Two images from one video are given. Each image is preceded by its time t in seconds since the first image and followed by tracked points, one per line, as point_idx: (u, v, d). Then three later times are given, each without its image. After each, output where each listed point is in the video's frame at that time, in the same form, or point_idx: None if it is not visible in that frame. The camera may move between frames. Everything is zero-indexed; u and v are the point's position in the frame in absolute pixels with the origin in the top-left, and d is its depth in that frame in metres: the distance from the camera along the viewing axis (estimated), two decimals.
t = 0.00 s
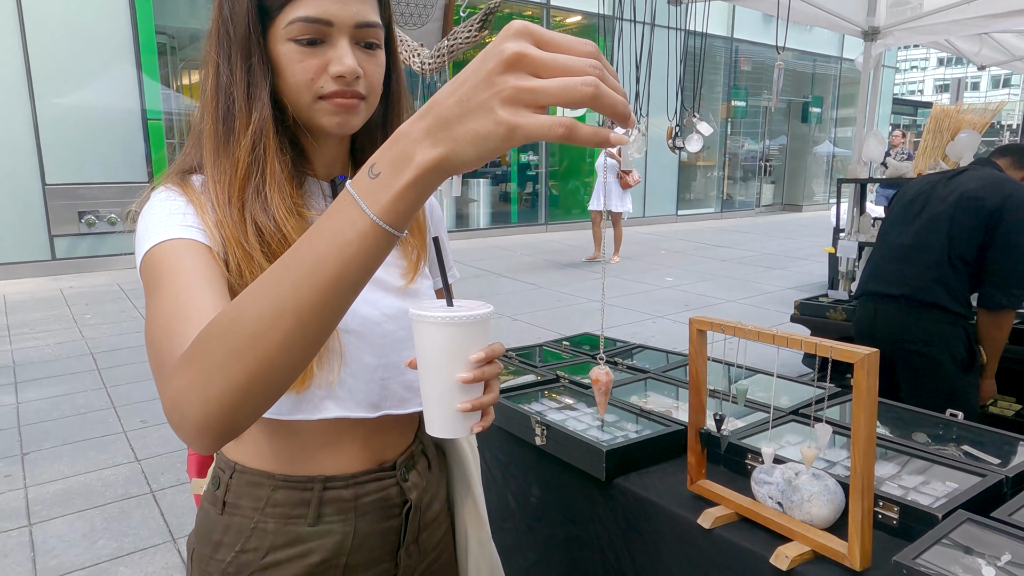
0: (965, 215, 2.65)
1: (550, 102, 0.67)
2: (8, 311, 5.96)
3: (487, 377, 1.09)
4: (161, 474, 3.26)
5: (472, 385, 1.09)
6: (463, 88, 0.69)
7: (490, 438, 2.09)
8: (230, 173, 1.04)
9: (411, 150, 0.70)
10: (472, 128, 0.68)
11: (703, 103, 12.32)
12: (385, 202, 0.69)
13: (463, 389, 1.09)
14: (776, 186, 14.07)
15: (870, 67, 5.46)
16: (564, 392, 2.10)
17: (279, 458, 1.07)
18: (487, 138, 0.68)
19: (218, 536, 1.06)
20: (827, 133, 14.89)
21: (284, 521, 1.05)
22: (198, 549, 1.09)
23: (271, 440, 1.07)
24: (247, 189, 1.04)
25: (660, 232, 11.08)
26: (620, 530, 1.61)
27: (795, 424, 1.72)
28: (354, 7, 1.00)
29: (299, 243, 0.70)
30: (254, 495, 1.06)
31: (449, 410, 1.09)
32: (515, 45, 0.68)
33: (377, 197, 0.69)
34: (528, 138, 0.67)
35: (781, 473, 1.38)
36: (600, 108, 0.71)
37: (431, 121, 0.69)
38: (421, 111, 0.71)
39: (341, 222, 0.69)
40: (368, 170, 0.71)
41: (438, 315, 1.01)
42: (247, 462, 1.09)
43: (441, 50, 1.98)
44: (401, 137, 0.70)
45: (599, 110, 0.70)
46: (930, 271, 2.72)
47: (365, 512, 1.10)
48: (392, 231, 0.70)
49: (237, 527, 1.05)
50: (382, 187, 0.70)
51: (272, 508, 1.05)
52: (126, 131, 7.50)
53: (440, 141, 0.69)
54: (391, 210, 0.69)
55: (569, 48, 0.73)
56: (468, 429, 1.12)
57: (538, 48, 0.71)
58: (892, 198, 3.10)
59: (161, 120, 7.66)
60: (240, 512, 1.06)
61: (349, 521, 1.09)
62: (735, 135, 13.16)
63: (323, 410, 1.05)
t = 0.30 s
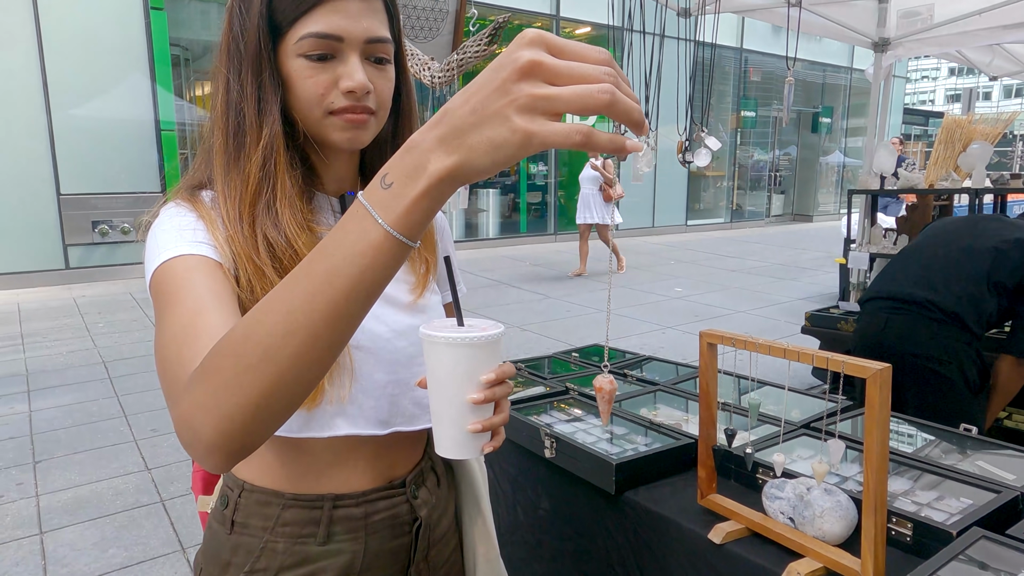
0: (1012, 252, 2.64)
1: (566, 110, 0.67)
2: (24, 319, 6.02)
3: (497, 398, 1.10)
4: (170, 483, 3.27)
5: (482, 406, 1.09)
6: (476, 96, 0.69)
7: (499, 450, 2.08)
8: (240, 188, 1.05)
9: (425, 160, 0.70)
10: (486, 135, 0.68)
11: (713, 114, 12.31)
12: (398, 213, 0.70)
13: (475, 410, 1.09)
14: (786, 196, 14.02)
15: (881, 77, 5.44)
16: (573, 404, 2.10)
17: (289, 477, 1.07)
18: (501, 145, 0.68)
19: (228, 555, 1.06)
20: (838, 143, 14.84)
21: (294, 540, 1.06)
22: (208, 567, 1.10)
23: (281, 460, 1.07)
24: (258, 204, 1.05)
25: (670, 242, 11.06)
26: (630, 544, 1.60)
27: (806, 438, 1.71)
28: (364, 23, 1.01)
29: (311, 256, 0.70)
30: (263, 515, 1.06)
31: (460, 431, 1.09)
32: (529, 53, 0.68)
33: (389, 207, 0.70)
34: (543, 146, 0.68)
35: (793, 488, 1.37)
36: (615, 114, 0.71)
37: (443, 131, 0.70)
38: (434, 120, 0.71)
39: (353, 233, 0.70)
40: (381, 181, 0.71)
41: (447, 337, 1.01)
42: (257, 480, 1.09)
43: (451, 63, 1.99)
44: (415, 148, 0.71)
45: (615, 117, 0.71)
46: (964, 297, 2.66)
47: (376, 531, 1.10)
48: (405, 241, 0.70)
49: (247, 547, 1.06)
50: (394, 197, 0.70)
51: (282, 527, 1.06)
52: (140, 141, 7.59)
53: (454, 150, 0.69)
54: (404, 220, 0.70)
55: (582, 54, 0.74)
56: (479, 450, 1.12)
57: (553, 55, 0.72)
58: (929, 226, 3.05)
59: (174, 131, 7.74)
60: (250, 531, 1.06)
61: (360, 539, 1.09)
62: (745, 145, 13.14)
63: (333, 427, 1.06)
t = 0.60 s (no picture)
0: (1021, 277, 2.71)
1: (572, 111, 0.67)
2: (34, 325, 6.06)
3: (505, 410, 1.09)
4: (177, 490, 3.27)
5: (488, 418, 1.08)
6: (480, 98, 0.69)
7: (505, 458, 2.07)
8: (243, 195, 1.06)
9: (428, 163, 0.70)
10: (490, 138, 0.68)
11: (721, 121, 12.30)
12: (400, 217, 0.69)
13: (483, 422, 1.08)
14: (794, 203, 13.97)
15: (890, 85, 5.41)
16: (579, 413, 2.09)
17: (292, 489, 1.07)
18: (505, 147, 0.68)
19: (229, 568, 1.06)
20: (846, 150, 14.79)
21: (296, 553, 1.05)
22: None
23: (283, 472, 1.06)
24: (261, 211, 1.05)
25: (678, 249, 11.03)
26: (637, 555, 1.58)
27: (815, 448, 1.69)
28: (367, 27, 1.01)
29: (311, 261, 0.70)
30: (265, 528, 1.06)
31: (467, 443, 1.09)
32: (534, 54, 0.68)
33: (391, 211, 0.69)
34: (548, 148, 0.67)
35: (802, 499, 1.35)
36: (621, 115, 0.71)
37: (446, 134, 0.70)
38: (437, 123, 0.71)
39: (354, 239, 0.69)
40: (383, 185, 0.71)
41: (454, 348, 1.02)
42: (258, 492, 1.08)
43: (458, 71, 1.99)
44: (417, 152, 0.71)
45: (622, 118, 0.71)
46: (975, 315, 2.67)
47: (379, 543, 1.09)
48: (408, 246, 0.70)
49: (248, 560, 1.05)
50: (396, 201, 0.70)
51: (284, 540, 1.05)
52: (151, 148, 7.65)
53: (457, 154, 0.69)
54: (406, 223, 0.69)
55: (589, 54, 0.74)
56: (486, 462, 1.12)
57: (558, 56, 0.71)
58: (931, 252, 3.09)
59: (184, 138, 7.81)
60: (252, 544, 1.06)
61: (363, 552, 1.08)
62: (752, 153, 13.12)
63: (336, 438, 1.05)
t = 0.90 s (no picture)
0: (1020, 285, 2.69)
1: (576, 114, 0.67)
2: (43, 329, 6.10)
3: (507, 419, 1.08)
4: (183, 495, 3.28)
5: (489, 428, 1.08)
6: (482, 102, 0.69)
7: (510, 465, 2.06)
8: (243, 195, 1.06)
9: (429, 168, 0.70)
10: (492, 142, 0.68)
11: (727, 127, 12.29)
12: (399, 222, 0.69)
13: (484, 431, 1.08)
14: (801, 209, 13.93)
15: (898, 91, 5.38)
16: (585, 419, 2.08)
17: (292, 497, 1.06)
18: (507, 152, 0.68)
19: None
20: (854, 156, 14.74)
21: (296, 562, 1.05)
22: None
23: (284, 480, 1.06)
24: (261, 211, 1.05)
25: (684, 255, 11.00)
26: (642, 562, 1.57)
27: (821, 455, 1.68)
28: (364, 21, 1.02)
29: (310, 266, 0.70)
30: (265, 536, 1.05)
31: (468, 452, 1.08)
32: (538, 56, 0.68)
33: (391, 216, 0.69)
34: (551, 151, 0.67)
35: (809, 506, 1.34)
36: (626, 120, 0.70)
37: (448, 139, 0.70)
38: (439, 127, 0.71)
39: (354, 244, 0.69)
40: (384, 189, 0.71)
41: (456, 356, 1.01)
42: (258, 500, 1.08)
43: (462, 76, 1.96)
44: (419, 156, 0.71)
45: (627, 120, 0.70)
46: (975, 321, 2.65)
47: (380, 552, 1.09)
48: (408, 252, 0.70)
49: (248, 567, 1.05)
50: (397, 206, 0.70)
51: (283, 548, 1.05)
52: (160, 154, 7.69)
53: (459, 158, 0.69)
54: (406, 229, 0.69)
55: (595, 56, 0.73)
56: (488, 472, 1.11)
57: (561, 59, 0.71)
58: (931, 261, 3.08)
59: (193, 144, 7.86)
60: (252, 552, 1.06)
61: (363, 561, 1.08)
62: (759, 158, 13.09)
63: (336, 444, 1.05)
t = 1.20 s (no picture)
0: (1015, 287, 2.71)
1: (572, 103, 0.66)
2: (51, 332, 6.13)
3: (508, 423, 1.08)
4: (188, 497, 3.28)
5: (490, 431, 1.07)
6: (477, 93, 0.68)
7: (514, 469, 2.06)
8: (241, 193, 1.06)
9: (425, 160, 0.70)
10: (487, 132, 0.68)
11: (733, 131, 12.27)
12: (395, 216, 0.69)
13: (484, 436, 1.07)
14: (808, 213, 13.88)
15: (906, 94, 5.36)
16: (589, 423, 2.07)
17: (293, 503, 1.06)
18: (503, 144, 0.67)
19: None
20: (860, 160, 14.68)
21: (297, 566, 1.05)
22: None
23: (284, 485, 1.06)
24: (259, 208, 1.06)
25: (690, 259, 10.98)
26: (646, 567, 1.56)
27: (828, 460, 1.66)
28: (364, 24, 1.02)
29: (305, 263, 0.70)
30: (266, 540, 1.05)
31: (468, 457, 1.08)
32: (532, 44, 0.67)
33: (386, 210, 0.69)
34: (546, 140, 0.66)
35: (815, 512, 1.33)
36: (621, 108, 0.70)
37: (443, 131, 0.69)
38: (434, 121, 0.71)
39: (349, 239, 0.69)
40: (379, 184, 0.71)
41: (456, 359, 1.01)
42: (259, 505, 1.08)
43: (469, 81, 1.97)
44: (414, 150, 0.71)
45: (624, 109, 0.70)
46: (975, 325, 2.64)
47: (381, 557, 1.09)
48: (404, 246, 0.70)
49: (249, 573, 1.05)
50: (392, 200, 0.69)
51: (284, 553, 1.05)
52: (168, 158, 7.74)
53: (454, 151, 0.69)
54: (402, 222, 0.69)
55: (589, 44, 0.73)
56: (489, 476, 1.11)
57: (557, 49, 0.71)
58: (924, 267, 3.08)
59: (200, 148, 7.90)
60: (254, 557, 1.06)
61: (365, 566, 1.07)
62: (766, 163, 13.05)
63: (337, 447, 1.04)
